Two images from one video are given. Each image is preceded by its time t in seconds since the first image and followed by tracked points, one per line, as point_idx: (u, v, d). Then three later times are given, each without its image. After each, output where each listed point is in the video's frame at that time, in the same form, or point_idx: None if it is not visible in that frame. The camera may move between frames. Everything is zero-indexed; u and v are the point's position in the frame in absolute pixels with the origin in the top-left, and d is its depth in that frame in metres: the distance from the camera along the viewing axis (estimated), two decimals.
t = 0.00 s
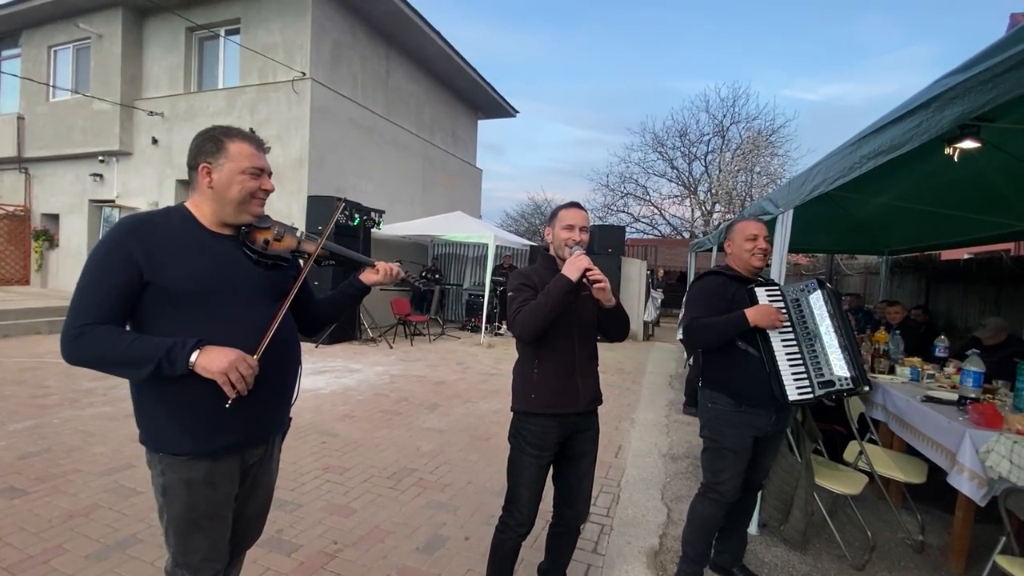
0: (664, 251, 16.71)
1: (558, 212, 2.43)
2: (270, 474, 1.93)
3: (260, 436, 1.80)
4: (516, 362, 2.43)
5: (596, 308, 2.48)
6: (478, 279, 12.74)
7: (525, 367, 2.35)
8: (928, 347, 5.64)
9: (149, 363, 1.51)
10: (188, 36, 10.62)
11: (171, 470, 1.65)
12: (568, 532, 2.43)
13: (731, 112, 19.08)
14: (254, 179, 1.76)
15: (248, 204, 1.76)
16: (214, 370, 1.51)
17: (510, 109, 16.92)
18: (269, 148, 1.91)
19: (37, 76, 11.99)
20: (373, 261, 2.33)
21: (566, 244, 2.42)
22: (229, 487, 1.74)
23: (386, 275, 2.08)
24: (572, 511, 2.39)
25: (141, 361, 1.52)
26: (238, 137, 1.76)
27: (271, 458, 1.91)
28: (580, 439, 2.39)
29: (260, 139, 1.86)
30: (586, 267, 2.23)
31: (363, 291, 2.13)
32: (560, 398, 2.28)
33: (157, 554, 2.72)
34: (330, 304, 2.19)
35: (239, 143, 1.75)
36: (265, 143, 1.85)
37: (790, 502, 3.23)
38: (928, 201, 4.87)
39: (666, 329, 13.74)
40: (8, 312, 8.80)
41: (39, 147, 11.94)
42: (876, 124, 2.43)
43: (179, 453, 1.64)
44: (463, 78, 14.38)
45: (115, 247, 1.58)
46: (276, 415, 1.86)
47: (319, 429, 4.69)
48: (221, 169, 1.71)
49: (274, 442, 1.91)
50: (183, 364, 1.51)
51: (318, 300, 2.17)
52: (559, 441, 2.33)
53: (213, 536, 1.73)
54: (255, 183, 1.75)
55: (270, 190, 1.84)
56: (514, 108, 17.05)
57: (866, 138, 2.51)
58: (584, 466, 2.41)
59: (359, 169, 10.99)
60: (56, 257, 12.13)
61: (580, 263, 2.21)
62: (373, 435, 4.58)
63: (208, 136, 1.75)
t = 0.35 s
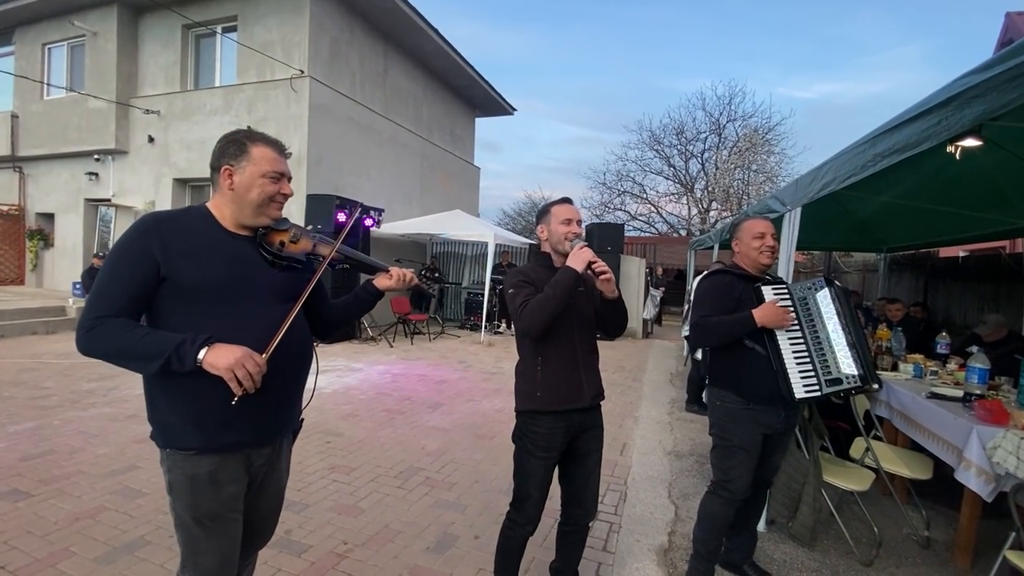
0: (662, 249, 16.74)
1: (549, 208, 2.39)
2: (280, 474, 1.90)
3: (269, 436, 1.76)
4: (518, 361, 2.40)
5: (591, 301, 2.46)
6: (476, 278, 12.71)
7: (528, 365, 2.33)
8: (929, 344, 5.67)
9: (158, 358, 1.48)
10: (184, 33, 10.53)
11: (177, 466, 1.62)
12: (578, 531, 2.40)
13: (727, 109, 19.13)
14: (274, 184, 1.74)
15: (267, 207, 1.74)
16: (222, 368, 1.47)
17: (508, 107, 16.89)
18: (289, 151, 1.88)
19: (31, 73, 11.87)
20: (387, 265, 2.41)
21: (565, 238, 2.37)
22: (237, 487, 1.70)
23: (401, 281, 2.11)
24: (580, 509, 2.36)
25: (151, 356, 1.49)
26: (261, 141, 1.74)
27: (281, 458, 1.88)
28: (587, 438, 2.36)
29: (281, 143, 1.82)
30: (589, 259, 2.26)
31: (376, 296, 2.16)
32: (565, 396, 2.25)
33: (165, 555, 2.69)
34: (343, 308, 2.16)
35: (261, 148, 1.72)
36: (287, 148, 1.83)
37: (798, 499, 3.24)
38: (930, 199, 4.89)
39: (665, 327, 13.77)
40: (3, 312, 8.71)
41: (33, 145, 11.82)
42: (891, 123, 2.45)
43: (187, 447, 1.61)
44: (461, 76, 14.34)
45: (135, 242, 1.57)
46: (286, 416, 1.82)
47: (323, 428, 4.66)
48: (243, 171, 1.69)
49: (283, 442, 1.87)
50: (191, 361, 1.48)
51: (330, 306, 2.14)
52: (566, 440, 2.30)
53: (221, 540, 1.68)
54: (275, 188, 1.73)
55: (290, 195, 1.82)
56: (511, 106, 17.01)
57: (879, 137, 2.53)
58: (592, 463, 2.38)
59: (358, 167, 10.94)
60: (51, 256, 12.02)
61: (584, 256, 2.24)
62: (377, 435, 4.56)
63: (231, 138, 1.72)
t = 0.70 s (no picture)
0: (656, 251, 16.79)
1: (529, 209, 2.32)
2: (280, 487, 1.84)
3: (266, 446, 1.70)
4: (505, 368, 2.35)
5: (578, 302, 2.44)
6: (471, 280, 12.68)
7: (516, 371, 2.27)
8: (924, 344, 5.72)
9: (151, 369, 1.43)
10: (176, 35, 10.44)
11: (168, 482, 1.56)
12: (578, 535, 2.36)
13: (719, 112, 19.27)
14: (258, 182, 1.70)
15: (253, 206, 1.71)
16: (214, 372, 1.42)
17: (501, 109, 16.89)
18: (270, 148, 1.84)
19: (19, 76, 11.72)
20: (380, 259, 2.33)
21: (548, 241, 2.30)
22: (228, 504, 1.63)
23: (395, 273, 2.05)
24: (580, 512, 2.33)
25: (141, 368, 1.43)
26: (240, 139, 1.70)
27: (279, 471, 1.82)
28: (579, 440, 2.33)
29: (262, 141, 1.79)
30: (576, 264, 2.21)
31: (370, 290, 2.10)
32: (556, 399, 2.22)
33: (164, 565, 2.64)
34: (337, 308, 2.09)
35: (241, 146, 1.69)
36: (268, 145, 1.80)
37: (801, 500, 3.25)
38: (924, 201, 4.93)
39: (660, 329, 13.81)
40: None
41: (22, 149, 11.67)
42: (894, 124, 2.48)
43: (181, 463, 1.54)
44: (454, 79, 14.33)
45: (116, 246, 1.51)
46: (284, 424, 1.77)
47: (321, 433, 4.62)
48: (225, 171, 1.66)
49: (281, 452, 1.81)
50: (186, 372, 1.43)
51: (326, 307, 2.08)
52: (559, 443, 2.27)
53: (204, 554, 1.61)
54: (259, 185, 1.70)
55: (274, 192, 1.79)
56: (505, 108, 17.02)
57: (882, 139, 2.56)
58: (587, 465, 2.36)
59: (352, 170, 10.89)
60: (40, 261, 11.85)
61: (571, 260, 2.19)
62: (376, 439, 4.52)
63: (210, 137, 1.69)
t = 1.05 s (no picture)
0: (652, 254, 16.83)
1: (525, 213, 2.30)
2: (261, 498, 1.77)
3: (241, 456, 1.64)
4: (491, 373, 2.32)
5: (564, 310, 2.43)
6: (467, 283, 12.66)
7: (502, 377, 2.25)
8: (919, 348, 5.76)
9: (122, 383, 1.35)
10: (172, 35, 10.39)
11: (135, 500, 1.48)
12: (574, 538, 2.35)
13: (714, 116, 19.35)
14: (219, 172, 1.62)
15: (213, 199, 1.62)
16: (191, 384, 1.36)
17: (498, 112, 16.89)
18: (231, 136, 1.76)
19: (13, 74, 11.63)
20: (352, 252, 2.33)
21: (540, 248, 2.30)
22: (201, 518, 1.58)
23: (366, 265, 1.98)
24: (574, 515, 2.32)
25: (106, 382, 1.35)
26: (198, 127, 1.62)
27: (257, 482, 1.75)
28: (566, 443, 2.33)
29: (221, 128, 1.70)
30: (567, 276, 2.19)
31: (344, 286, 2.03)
32: (543, 404, 2.22)
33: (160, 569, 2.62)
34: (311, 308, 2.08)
35: (199, 133, 1.60)
36: (229, 133, 1.70)
37: (800, 504, 3.25)
38: (919, 207, 4.96)
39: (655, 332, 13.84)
40: None
41: (15, 148, 11.57)
42: (895, 130, 2.49)
43: (152, 480, 1.47)
44: (452, 81, 14.34)
45: (68, 248, 1.39)
46: (260, 433, 1.71)
47: (318, 437, 4.58)
48: (181, 161, 1.57)
49: (259, 462, 1.75)
50: (160, 385, 1.36)
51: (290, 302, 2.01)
52: (545, 447, 2.27)
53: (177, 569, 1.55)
54: (220, 177, 1.62)
55: (236, 184, 1.70)
56: (502, 111, 17.03)
57: (882, 145, 2.57)
58: (575, 467, 2.35)
59: (349, 171, 10.86)
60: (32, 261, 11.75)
61: (562, 272, 2.17)
62: (373, 442, 4.50)
63: (163, 125, 1.59)
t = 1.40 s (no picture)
0: (652, 253, 16.83)
1: (540, 221, 2.24)
2: (247, 502, 1.70)
3: (220, 464, 1.56)
4: (486, 374, 2.32)
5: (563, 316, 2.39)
6: (467, 282, 12.66)
7: (497, 380, 2.25)
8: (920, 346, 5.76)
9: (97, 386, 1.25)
10: (171, 34, 10.38)
11: (105, 512, 1.39)
12: (573, 537, 2.34)
13: (714, 115, 19.36)
14: (181, 169, 1.50)
15: (174, 198, 1.51)
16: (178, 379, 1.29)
17: (498, 110, 16.88)
18: (194, 123, 1.63)
19: (12, 74, 11.62)
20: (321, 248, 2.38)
21: (551, 257, 2.27)
22: (178, 527, 1.50)
23: (341, 260, 2.02)
24: (572, 513, 2.32)
25: (75, 391, 1.25)
26: (157, 117, 1.49)
27: (237, 491, 1.66)
28: (560, 443, 2.34)
29: (183, 117, 1.58)
30: (571, 291, 2.15)
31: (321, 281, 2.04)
32: (539, 407, 2.22)
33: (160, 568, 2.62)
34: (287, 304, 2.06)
35: (159, 126, 1.48)
36: (191, 123, 1.58)
37: (800, 501, 3.26)
38: (920, 205, 4.96)
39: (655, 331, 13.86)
40: None
41: (15, 147, 11.56)
42: (896, 128, 2.49)
43: (123, 494, 1.37)
44: (451, 80, 14.33)
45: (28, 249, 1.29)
46: (236, 440, 1.63)
47: (318, 436, 4.58)
48: (137, 156, 1.44)
49: (237, 469, 1.67)
50: (142, 380, 1.27)
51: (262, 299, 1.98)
52: (539, 446, 2.28)
53: None
54: (183, 175, 1.50)
55: (201, 179, 1.58)
56: (501, 110, 17.01)
57: (883, 143, 2.57)
58: (570, 466, 2.35)
59: (348, 171, 10.86)
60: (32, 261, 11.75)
61: (566, 288, 2.13)
62: (374, 441, 4.50)
63: (117, 113, 1.46)
